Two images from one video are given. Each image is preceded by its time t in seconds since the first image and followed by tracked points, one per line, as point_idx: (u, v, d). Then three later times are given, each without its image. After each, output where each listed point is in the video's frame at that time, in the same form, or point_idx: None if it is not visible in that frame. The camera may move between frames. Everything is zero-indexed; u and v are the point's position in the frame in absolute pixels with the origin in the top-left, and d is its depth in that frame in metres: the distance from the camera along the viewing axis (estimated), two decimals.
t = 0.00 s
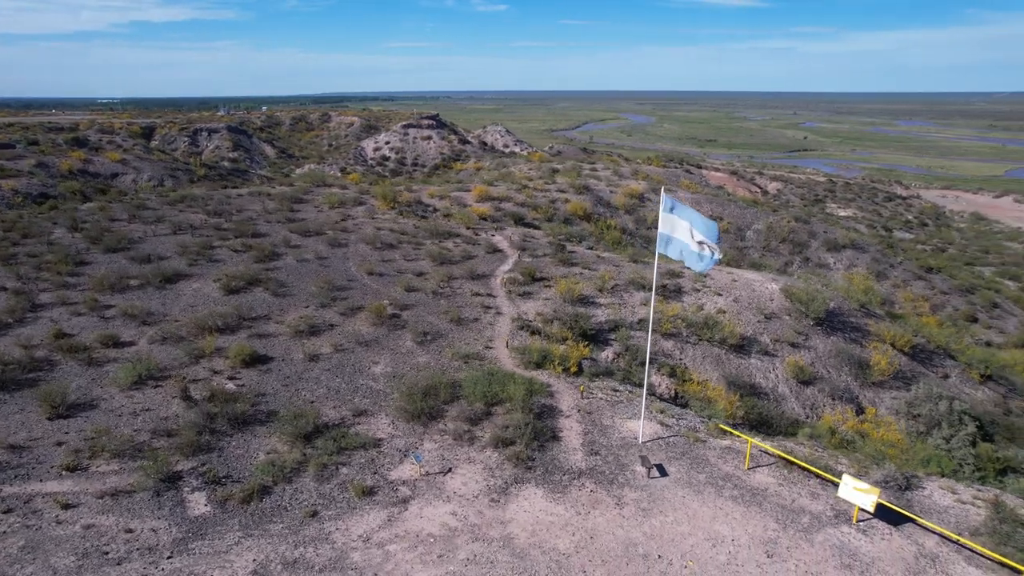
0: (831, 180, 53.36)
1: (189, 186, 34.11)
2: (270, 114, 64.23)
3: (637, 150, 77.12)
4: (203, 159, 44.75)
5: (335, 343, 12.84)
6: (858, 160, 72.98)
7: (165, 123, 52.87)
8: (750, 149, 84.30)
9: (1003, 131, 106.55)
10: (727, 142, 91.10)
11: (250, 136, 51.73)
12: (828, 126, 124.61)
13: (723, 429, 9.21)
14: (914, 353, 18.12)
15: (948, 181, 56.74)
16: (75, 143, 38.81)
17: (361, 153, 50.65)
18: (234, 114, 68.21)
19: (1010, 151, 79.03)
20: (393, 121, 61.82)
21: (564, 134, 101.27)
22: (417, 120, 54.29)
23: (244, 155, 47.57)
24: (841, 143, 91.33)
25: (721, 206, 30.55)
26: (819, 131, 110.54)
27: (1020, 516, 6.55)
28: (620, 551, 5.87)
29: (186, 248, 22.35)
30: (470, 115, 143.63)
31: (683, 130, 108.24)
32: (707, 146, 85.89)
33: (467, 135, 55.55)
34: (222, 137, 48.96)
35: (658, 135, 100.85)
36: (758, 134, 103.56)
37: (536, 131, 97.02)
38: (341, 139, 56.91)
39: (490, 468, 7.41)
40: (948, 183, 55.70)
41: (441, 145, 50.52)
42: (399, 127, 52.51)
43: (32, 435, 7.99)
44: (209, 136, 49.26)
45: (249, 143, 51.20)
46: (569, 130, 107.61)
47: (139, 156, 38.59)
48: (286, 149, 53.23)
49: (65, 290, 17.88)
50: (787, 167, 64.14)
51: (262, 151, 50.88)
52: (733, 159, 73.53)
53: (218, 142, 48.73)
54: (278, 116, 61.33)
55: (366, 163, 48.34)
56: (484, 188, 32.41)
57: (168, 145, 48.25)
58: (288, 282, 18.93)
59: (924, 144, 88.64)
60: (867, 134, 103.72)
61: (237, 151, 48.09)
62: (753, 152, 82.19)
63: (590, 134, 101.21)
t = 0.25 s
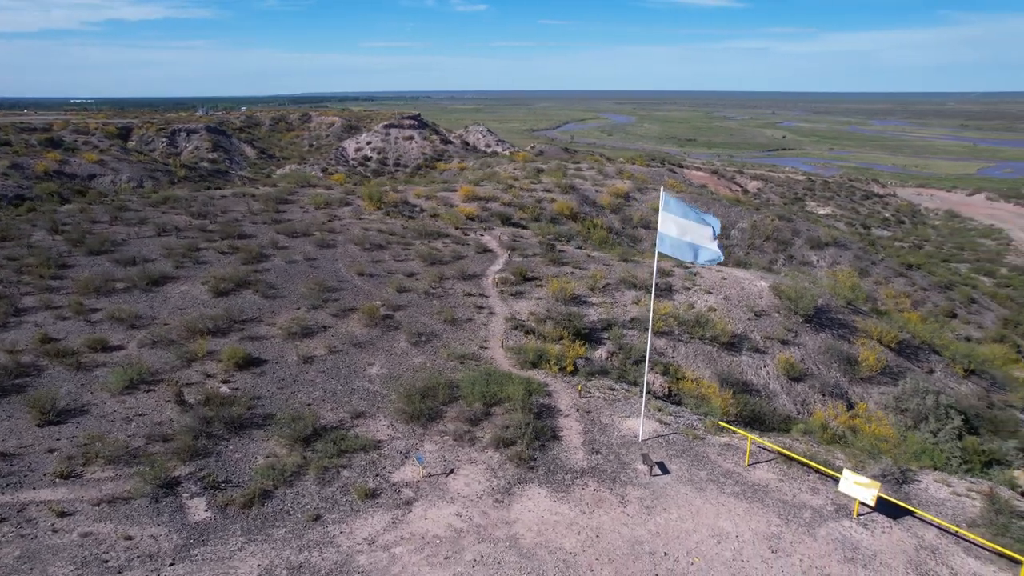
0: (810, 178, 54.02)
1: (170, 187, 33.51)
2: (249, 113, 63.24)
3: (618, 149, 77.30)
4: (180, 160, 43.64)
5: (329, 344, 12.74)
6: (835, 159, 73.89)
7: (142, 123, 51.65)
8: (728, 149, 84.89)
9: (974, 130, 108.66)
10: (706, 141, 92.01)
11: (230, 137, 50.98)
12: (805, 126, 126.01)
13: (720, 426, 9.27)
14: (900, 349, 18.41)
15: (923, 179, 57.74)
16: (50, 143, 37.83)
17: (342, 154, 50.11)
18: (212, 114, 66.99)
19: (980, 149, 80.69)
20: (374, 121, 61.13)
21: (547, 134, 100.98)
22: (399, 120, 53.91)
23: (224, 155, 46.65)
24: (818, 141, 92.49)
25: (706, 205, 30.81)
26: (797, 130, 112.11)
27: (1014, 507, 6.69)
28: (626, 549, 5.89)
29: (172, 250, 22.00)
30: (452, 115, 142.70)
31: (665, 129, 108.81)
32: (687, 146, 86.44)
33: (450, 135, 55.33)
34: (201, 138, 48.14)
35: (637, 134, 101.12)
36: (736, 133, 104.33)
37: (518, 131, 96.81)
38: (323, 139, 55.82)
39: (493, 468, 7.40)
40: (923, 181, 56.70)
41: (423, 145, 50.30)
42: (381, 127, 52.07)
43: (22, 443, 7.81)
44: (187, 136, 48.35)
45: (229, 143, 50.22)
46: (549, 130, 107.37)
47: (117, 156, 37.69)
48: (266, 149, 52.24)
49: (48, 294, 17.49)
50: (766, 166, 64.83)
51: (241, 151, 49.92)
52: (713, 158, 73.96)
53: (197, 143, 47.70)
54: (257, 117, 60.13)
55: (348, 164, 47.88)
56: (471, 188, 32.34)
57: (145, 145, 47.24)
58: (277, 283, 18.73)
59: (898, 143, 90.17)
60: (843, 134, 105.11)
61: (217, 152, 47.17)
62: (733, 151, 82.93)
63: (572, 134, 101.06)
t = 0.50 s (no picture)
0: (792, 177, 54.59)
1: (153, 189, 32.97)
2: (229, 113, 62.34)
3: (600, 149, 77.46)
4: (160, 160, 42.50)
5: (323, 346, 12.64)
6: (815, 158, 74.63)
7: (120, 123, 49.86)
8: (710, 148, 85.26)
9: (950, 129, 110.68)
10: (688, 141, 92.63)
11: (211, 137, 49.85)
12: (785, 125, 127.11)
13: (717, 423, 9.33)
14: (887, 345, 18.66)
15: (901, 178, 58.57)
16: (26, 144, 36.98)
17: (326, 155, 49.63)
18: (192, 114, 65.82)
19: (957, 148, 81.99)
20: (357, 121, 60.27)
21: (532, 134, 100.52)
22: (382, 120, 53.47)
23: (205, 157, 45.47)
24: (799, 141, 93.39)
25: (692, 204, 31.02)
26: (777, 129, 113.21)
27: (1008, 500, 6.80)
28: (631, 547, 5.90)
29: (159, 252, 21.69)
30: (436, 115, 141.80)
31: (647, 129, 109.17)
32: (669, 145, 86.88)
33: (434, 136, 55.09)
34: (181, 138, 47.30)
35: (620, 134, 101.17)
36: (718, 133, 104.81)
37: (501, 131, 96.58)
38: (306, 140, 54.25)
39: (494, 469, 7.38)
40: (902, 180, 57.46)
41: (407, 145, 50.05)
42: (365, 127, 51.67)
43: (13, 450, 7.65)
44: (167, 136, 47.51)
45: (211, 144, 48.87)
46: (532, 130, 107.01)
47: (96, 156, 36.89)
48: (249, 151, 50.93)
49: (33, 297, 17.15)
50: (747, 165, 65.34)
51: (223, 152, 48.75)
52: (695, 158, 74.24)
53: (179, 143, 46.73)
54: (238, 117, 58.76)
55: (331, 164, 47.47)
56: (459, 188, 32.26)
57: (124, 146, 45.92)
58: (268, 285, 18.56)
59: (876, 142, 91.36)
60: (823, 133, 106.17)
61: (199, 153, 46.00)
62: (714, 150, 83.53)
63: (554, 133, 100.96)
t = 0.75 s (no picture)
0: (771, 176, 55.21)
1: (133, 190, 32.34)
2: (207, 113, 61.33)
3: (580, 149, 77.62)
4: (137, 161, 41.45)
5: (317, 348, 12.53)
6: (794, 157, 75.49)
7: (96, 124, 49.02)
8: (690, 147, 85.89)
9: (923, 129, 112.88)
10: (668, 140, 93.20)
11: (189, 138, 49.06)
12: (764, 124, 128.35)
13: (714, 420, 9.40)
14: (873, 341, 18.96)
15: (878, 176, 59.54)
16: None
17: (307, 155, 49.04)
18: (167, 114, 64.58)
19: (930, 147, 83.58)
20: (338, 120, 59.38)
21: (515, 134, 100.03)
22: (363, 120, 52.97)
23: (183, 156, 44.77)
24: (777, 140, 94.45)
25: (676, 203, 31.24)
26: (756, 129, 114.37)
27: (1000, 491, 6.96)
28: (636, 544, 5.92)
29: (144, 255, 21.32)
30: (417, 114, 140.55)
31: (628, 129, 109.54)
32: (649, 144, 87.32)
33: (415, 136, 54.80)
34: (159, 138, 46.29)
35: (603, 134, 101.22)
36: (697, 133, 105.52)
37: (482, 131, 96.28)
38: (286, 139, 53.49)
39: (496, 469, 7.37)
40: (878, 178, 58.44)
41: (389, 144, 49.69)
42: (346, 128, 51.17)
43: (2, 458, 7.47)
44: (145, 137, 46.51)
45: (189, 145, 48.10)
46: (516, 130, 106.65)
47: (73, 157, 36.00)
48: (228, 150, 50.12)
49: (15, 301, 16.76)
50: (727, 164, 65.94)
51: (202, 152, 47.98)
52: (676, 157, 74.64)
53: (156, 143, 45.74)
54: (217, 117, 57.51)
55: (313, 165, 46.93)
56: (445, 188, 32.15)
57: (100, 146, 45.11)
58: (257, 287, 18.33)
59: (852, 141, 92.79)
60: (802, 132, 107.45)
61: (177, 153, 45.21)
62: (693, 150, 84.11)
63: (535, 133, 100.84)
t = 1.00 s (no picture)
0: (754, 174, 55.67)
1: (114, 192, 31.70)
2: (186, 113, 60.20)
3: (563, 149, 77.61)
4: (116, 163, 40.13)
5: (311, 349, 12.43)
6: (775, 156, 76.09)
7: (73, 124, 47.17)
8: (672, 146, 86.29)
9: (900, 128, 114.73)
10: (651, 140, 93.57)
11: (170, 139, 47.36)
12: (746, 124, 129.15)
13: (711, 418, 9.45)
14: (861, 337, 19.21)
15: (857, 175, 60.33)
16: None
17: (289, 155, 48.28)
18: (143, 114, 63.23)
19: (908, 146, 84.77)
20: (321, 122, 58.11)
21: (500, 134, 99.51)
22: (346, 120, 52.26)
23: (165, 158, 43.36)
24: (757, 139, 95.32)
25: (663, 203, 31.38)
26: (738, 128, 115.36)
27: (994, 484, 7.10)
28: (640, 542, 5.95)
29: (130, 257, 20.97)
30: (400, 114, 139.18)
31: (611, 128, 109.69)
32: (632, 144, 87.64)
33: (399, 136, 54.43)
34: (139, 140, 44.74)
35: (586, 133, 101.24)
36: (680, 132, 106.01)
37: (465, 131, 95.85)
38: (268, 141, 52.32)
39: (497, 470, 7.36)
40: (858, 176, 59.22)
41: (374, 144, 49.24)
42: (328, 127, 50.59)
43: None
44: (124, 138, 45.18)
45: (170, 146, 46.28)
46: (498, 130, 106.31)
47: (51, 158, 35.14)
48: (210, 151, 48.68)
49: None
50: (709, 163, 66.34)
51: (184, 152, 46.63)
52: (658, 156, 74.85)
53: (135, 144, 44.53)
54: (197, 117, 55.99)
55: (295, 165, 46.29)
56: (433, 188, 32.03)
57: (78, 147, 43.64)
58: (247, 288, 18.13)
59: (832, 140, 93.88)
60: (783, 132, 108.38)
61: (158, 154, 43.72)
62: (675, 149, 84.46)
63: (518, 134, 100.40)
